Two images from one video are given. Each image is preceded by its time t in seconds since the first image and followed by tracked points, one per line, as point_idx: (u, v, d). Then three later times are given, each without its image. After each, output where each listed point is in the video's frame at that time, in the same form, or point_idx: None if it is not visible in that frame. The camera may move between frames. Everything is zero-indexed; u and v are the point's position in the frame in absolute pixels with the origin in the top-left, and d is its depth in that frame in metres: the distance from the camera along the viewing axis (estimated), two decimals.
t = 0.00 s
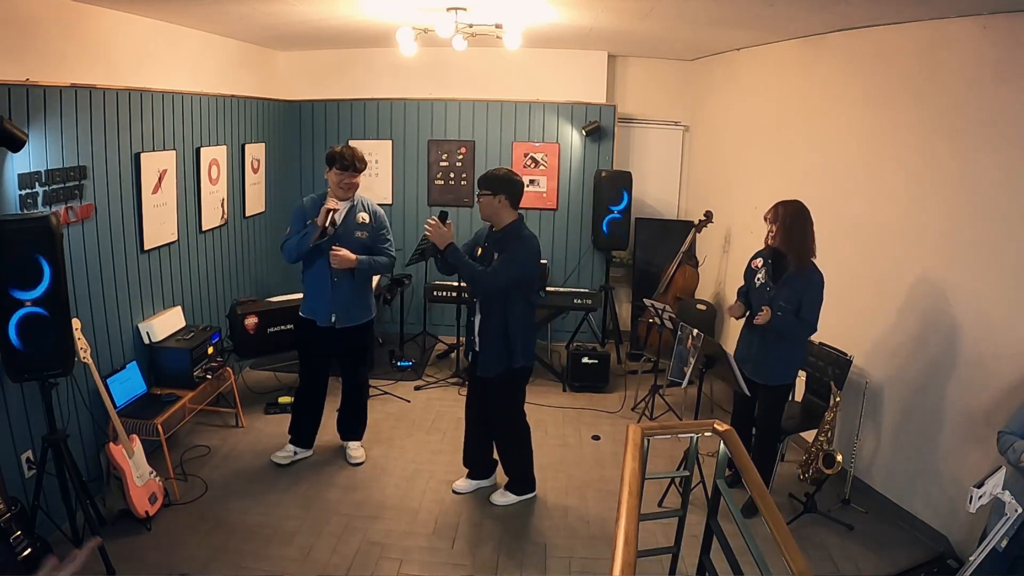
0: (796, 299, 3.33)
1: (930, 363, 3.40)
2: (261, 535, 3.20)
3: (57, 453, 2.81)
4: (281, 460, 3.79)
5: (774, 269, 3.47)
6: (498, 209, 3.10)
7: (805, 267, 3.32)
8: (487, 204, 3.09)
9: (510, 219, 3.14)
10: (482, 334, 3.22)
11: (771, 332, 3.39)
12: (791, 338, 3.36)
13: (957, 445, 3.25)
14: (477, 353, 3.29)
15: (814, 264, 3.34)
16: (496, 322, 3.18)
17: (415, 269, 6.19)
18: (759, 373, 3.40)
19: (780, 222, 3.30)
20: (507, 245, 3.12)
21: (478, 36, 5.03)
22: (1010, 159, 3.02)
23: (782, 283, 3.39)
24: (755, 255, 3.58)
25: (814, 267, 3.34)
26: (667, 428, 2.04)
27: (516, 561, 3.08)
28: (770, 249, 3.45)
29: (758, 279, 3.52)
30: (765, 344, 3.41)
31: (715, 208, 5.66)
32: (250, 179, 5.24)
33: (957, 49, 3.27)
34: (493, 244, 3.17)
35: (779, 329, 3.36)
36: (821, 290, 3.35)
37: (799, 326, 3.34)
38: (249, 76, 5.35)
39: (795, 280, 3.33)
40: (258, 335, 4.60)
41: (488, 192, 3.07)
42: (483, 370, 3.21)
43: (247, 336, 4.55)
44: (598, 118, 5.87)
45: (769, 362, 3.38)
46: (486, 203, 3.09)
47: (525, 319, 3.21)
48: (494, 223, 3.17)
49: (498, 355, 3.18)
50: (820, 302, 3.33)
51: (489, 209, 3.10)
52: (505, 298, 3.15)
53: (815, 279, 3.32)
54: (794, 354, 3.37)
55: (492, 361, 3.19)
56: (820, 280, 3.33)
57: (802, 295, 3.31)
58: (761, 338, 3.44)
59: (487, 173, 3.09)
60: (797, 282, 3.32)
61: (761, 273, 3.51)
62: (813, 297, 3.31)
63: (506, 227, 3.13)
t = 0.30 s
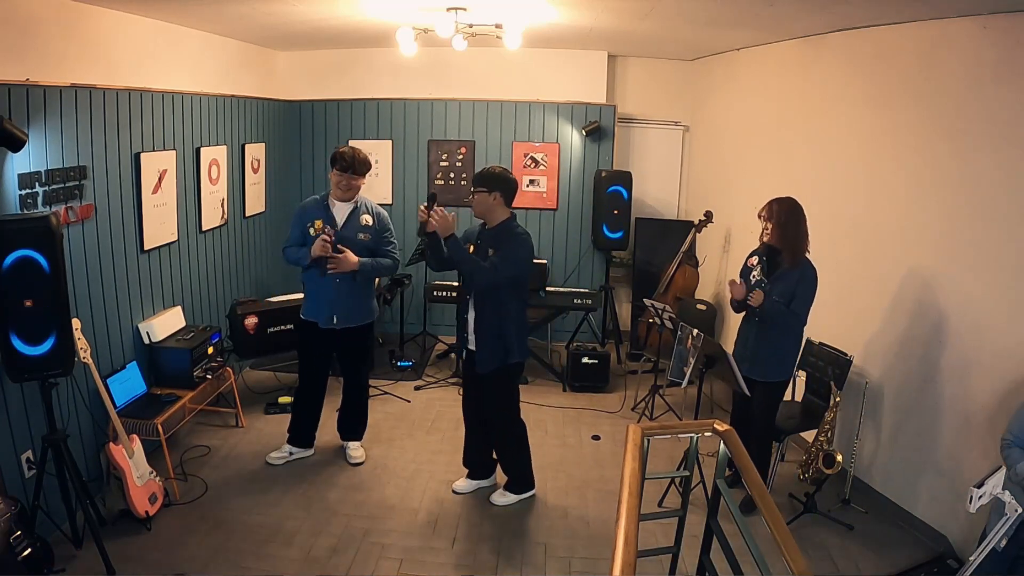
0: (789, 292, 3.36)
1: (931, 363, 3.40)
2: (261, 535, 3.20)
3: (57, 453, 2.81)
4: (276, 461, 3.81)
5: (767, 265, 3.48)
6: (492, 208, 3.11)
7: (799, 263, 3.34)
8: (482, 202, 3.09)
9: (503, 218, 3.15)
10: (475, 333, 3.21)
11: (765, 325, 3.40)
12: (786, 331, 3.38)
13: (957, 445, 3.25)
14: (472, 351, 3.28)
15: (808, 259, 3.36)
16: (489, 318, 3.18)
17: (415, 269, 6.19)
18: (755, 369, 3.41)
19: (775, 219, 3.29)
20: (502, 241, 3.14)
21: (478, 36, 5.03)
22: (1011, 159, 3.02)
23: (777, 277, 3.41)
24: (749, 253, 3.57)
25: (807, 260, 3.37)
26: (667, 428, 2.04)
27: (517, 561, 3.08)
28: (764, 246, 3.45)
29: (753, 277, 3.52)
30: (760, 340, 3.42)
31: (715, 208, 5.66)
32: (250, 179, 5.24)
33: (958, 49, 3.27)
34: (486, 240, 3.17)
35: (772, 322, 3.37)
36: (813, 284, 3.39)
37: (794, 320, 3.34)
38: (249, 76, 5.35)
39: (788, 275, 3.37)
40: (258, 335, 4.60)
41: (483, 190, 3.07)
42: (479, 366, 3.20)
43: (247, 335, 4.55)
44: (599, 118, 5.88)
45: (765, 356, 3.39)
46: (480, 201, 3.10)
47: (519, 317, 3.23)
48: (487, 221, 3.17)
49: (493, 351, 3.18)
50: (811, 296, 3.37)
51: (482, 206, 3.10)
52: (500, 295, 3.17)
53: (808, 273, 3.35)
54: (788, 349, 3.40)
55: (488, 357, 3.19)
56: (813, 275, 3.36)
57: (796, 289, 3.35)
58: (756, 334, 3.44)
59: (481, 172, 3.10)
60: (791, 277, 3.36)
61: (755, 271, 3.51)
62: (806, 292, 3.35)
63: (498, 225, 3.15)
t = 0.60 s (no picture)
0: (790, 292, 3.36)
1: (931, 363, 3.40)
2: (261, 535, 3.20)
3: (57, 453, 2.81)
4: (276, 461, 3.81)
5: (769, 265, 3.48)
6: (491, 207, 3.12)
7: (800, 263, 3.34)
8: (488, 203, 3.10)
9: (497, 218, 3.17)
10: (471, 331, 3.20)
11: (765, 326, 3.40)
12: (787, 331, 3.38)
13: (957, 445, 3.25)
14: (467, 350, 3.26)
15: (809, 258, 3.36)
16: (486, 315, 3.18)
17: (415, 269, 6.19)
18: (754, 367, 3.42)
19: (775, 219, 3.29)
20: (500, 239, 3.15)
21: (478, 36, 5.03)
22: (1011, 159, 3.02)
23: (779, 277, 3.41)
24: (751, 254, 3.58)
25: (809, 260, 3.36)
26: (667, 428, 2.04)
27: (517, 562, 3.08)
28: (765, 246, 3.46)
29: (754, 278, 3.54)
30: (761, 339, 3.42)
31: (715, 208, 5.66)
32: (250, 179, 5.24)
33: (958, 49, 3.27)
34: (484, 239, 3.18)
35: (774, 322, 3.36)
36: (816, 284, 3.38)
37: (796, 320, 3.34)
38: (249, 76, 5.35)
39: (789, 275, 3.37)
40: (258, 335, 4.60)
41: (488, 190, 3.07)
42: (475, 364, 3.18)
43: (247, 335, 4.55)
44: (599, 118, 5.88)
45: (767, 356, 3.40)
46: (483, 201, 3.09)
47: (516, 315, 3.26)
48: (480, 221, 3.18)
49: (489, 349, 3.17)
50: (814, 296, 3.36)
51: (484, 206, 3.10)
52: (500, 295, 3.18)
53: (810, 274, 3.34)
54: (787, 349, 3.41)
55: (485, 355, 3.17)
56: (814, 274, 3.36)
57: (797, 289, 3.34)
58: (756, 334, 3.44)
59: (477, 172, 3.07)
60: (792, 277, 3.36)
61: (757, 272, 3.52)
62: (808, 292, 3.34)
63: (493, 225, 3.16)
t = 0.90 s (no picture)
0: (791, 294, 3.35)
1: (931, 364, 3.40)
2: (261, 535, 3.20)
3: (57, 453, 2.81)
4: (276, 461, 3.81)
5: (772, 267, 3.48)
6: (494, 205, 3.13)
7: (801, 265, 3.34)
8: (494, 204, 3.12)
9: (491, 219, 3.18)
10: (474, 332, 3.19)
11: (766, 326, 3.40)
12: (787, 332, 3.38)
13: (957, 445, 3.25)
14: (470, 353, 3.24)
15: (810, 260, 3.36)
16: (488, 317, 3.18)
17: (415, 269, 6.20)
18: (753, 368, 3.41)
19: (775, 223, 3.29)
20: (500, 243, 3.15)
21: (478, 36, 5.03)
22: (1011, 158, 3.02)
23: (780, 279, 3.40)
24: (754, 255, 3.58)
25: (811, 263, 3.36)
26: (667, 428, 2.04)
27: (517, 561, 3.08)
28: (767, 249, 3.46)
29: (756, 280, 3.54)
30: (761, 340, 3.42)
31: (715, 208, 5.66)
32: (250, 179, 5.24)
33: (957, 50, 3.27)
34: (485, 242, 3.18)
35: (775, 321, 3.36)
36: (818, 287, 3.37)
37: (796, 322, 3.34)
38: (249, 76, 5.35)
39: (791, 278, 3.36)
40: (258, 335, 4.60)
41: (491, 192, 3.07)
42: (480, 367, 3.18)
43: (247, 335, 4.56)
44: (598, 118, 5.88)
45: (767, 356, 3.39)
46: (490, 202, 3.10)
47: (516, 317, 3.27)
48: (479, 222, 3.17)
49: (491, 351, 3.17)
50: (816, 299, 3.36)
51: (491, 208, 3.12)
52: (503, 296, 3.19)
53: (812, 276, 3.34)
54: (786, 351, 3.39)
55: (490, 357, 3.17)
56: (817, 276, 3.35)
57: (798, 292, 3.33)
58: (757, 334, 3.44)
59: (474, 173, 3.04)
60: (793, 279, 3.35)
61: (759, 273, 3.52)
62: (810, 294, 3.33)
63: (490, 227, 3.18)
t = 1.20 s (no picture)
0: (791, 292, 3.34)
1: (931, 365, 3.39)
2: (261, 536, 3.20)
3: (57, 453, 2.81)
4: (265, 454, 3.89)
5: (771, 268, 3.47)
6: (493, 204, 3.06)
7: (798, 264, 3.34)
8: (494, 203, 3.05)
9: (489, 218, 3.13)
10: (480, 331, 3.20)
11: (766, 329, 3.41)
12: (787, 333, 3.38)
13: (958, 445, 3.24)
14: (478, 352, 3.24)
15: (806, 257, 3.35)
16: (494, 314, 3.20)
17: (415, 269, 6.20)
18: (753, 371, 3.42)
19: (757, 227, 3.34)
20: (507, 244, 3.17)
21: (478, 36, 5.03)
22: (1011, 158, 3.02)
23: (778, 280, 3.40)
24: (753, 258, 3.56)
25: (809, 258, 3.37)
26: (667, 428, 2.04)
27: (517, 562, 3.07)
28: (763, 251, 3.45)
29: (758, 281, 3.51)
30: (762, 342, 3.42)
31: (716, 208, 5.66)
32: (250, 179, 5.24)
33: (957, 49, 3.27)
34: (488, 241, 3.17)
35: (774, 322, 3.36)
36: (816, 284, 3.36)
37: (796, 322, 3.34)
38: (249, 76, 5.35)
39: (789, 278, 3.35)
40: (258, 335, 4.60)
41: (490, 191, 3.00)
42: (491, 365, 3.19)
43: (247, 335, 4.56)
44: (599, 118, 5.88)
45: (766, 358, 3.39)
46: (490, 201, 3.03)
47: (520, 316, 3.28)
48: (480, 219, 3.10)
49: (498, 349, 3.19)
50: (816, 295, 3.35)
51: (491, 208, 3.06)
52: (509, 294, 3.21)
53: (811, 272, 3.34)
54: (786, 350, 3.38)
55: (501, 355, 3.19)
56: (813, 271, 3.35)
57: (798, 289, 3.33)
58: (759, 337, 3.45)
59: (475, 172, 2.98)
60: (791, 278, 3.35)
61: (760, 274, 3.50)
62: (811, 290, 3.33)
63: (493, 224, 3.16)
